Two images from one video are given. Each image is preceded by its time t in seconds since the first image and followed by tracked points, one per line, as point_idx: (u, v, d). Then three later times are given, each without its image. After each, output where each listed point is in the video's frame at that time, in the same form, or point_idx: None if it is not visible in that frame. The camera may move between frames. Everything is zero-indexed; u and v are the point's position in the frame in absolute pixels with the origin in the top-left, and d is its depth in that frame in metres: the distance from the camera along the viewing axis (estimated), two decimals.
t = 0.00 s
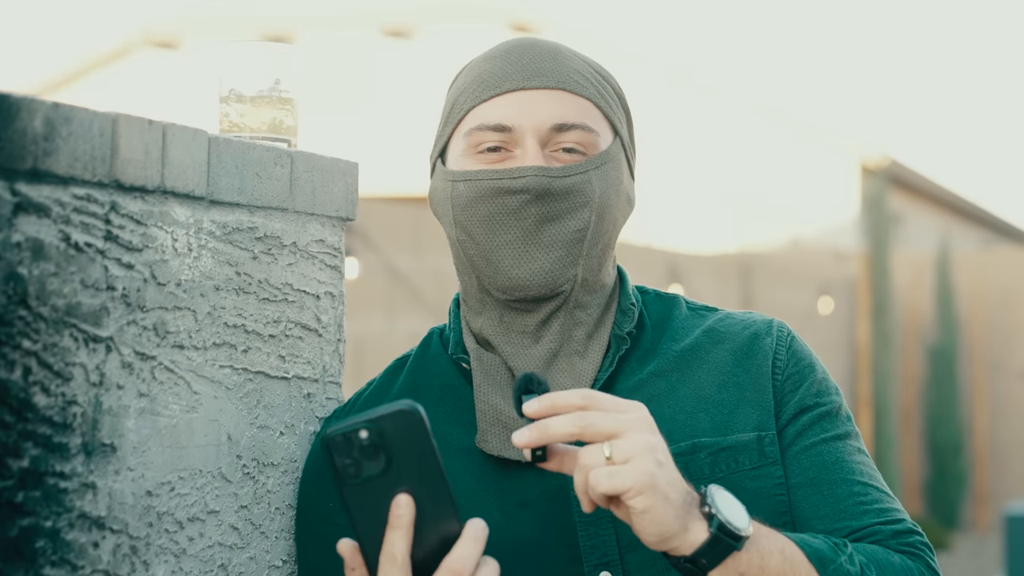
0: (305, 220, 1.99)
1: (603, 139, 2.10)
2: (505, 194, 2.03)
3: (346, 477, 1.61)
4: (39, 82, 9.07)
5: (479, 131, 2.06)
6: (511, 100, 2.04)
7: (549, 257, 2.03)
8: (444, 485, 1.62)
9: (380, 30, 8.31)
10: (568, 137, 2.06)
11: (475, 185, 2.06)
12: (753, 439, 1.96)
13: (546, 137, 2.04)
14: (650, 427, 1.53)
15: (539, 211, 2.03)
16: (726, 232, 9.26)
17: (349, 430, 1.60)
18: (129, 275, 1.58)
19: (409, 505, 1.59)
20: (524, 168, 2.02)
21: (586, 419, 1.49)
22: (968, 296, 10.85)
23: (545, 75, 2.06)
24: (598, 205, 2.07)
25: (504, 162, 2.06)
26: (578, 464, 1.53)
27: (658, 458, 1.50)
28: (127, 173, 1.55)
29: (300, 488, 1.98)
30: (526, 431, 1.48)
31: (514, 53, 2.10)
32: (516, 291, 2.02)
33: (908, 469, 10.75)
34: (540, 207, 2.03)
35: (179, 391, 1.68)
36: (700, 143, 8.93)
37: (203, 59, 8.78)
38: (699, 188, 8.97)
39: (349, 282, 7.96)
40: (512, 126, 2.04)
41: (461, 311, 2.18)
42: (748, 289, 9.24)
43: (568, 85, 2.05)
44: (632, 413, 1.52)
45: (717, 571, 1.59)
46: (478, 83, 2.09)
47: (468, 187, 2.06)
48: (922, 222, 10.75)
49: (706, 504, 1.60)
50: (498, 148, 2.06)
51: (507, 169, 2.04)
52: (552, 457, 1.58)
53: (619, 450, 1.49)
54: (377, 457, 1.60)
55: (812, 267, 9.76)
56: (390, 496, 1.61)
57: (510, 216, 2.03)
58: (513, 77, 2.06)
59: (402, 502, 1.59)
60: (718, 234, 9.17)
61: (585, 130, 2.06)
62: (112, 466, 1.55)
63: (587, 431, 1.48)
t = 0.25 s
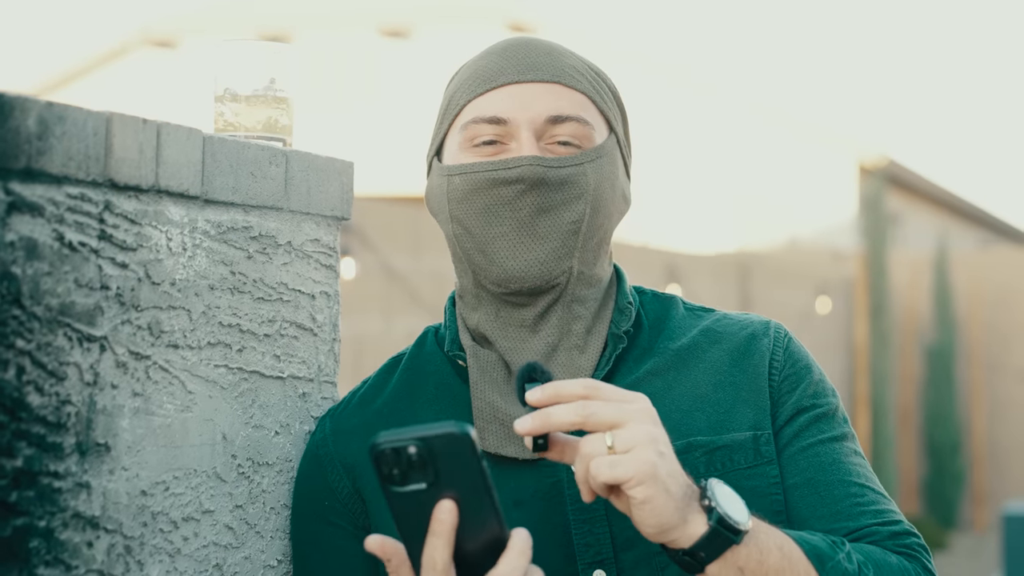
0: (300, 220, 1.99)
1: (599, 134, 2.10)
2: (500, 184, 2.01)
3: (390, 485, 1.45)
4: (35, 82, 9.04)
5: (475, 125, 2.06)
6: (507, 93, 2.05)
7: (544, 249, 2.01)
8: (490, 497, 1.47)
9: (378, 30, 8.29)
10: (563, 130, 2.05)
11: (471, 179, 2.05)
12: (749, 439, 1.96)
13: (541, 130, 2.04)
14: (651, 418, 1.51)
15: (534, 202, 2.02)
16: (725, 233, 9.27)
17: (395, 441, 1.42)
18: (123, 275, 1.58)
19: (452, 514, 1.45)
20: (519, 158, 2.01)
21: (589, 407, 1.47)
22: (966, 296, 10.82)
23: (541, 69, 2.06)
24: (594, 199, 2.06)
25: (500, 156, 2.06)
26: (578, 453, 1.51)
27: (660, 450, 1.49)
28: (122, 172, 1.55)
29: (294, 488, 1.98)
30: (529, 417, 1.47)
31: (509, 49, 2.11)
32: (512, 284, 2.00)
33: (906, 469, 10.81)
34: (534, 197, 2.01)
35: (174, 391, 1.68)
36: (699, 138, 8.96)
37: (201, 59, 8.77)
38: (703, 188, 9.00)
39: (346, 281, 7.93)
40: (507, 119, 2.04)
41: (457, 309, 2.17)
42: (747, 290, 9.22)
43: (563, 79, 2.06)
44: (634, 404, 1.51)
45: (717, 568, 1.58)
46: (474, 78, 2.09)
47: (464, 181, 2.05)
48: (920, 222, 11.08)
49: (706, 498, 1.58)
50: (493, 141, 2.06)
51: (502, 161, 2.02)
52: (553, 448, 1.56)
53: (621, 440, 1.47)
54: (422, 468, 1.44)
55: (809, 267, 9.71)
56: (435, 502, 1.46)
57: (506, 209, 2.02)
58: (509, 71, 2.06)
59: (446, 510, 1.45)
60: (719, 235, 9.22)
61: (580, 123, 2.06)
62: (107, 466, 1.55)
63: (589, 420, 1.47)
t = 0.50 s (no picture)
0: (296, 220, 1.99)
1: (601, 139, 2.10)
2: (503, 194, 2.01)
3: (423, 497, 1.46)
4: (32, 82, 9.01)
5: (477, 129, 2.06)
6: (511, 97, 2.05)
7: (548, 259, 2.01)
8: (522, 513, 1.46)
9: (376, 30, 8.31)
10: (565, 136, 2.05)
11: (473, 187, 2.04)
12: (749, 440, 1.97)
13: (544, 135, 2.04)
14: (667, 429, 1.51)
15: (537, 210, 2.02)
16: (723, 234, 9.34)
17: (433, 454, 1.42)
18: (119, 275, 1.57)
19: (483, 526, 1.45)
20: (522, 167, 2.01)
21: (606, 421, 1.46)
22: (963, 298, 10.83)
23: (544, 73, 2.06)
24: (594, 205, 2.06)
25: (502, 162, 2.05)
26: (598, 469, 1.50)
27: (679, 459, 1.48)
28: (117, 173, 1.55)
29: (291, 489, 1.98)
30: (546, 434, 1.45)
31: (512, 52, 2.11)
32: (514, 294, 2.00)
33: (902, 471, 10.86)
34: (536, 204, 2.01)
35: (169, 391, 1.68)
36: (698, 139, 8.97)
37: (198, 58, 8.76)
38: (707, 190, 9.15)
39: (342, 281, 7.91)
40: (510, 124, 2.04)
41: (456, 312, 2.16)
42: (743, 288, 9.42)
43: (566, 84, 2.06)
44: (648, 417, 1.51)
45: None
46: (476, 82, 2.09)
47: (466, 192, 2.05)
48: (916, 223, 10.85)
49: (726, 505, 1.58)
50: (495, 147, 2.06)
51: (505, 170, 2.02)
52: (570, 465, 1.57)
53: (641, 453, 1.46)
54: (456, 480, 1.44)
55: (805, 268, 9.73)
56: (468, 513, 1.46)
57: (507, 217, 2.02)
58: (511, 75, 2.06)
59: (477, 520, 1.45)
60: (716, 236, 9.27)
61: (583, 129, 2.06)
62: (102, 466, 1.55)
63: (607, 434, 1.46)
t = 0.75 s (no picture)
0: (293, 219, 1.98)
1: (608, 145, 2.09)
2: (513, 200, 2.00)
3: (444, 488, 1.46)
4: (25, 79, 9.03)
5: (485, 133, 2.04)
6: (521, 102, 2.03)
7: (557, 264, 2.01)
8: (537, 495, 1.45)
9: (367, 27, 8.30)
10: (574, 142, 2.05)
11: (482, 192, 2.03)
12: (755, 439, 1.96)
13: (553, 141, 2.03)
14: (701, 443, 1.49)
15: (545, 216, 2.01)
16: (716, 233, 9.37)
17: (447, 447, 1.42)
18: (115, 274, 1.57)
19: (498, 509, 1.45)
20: (531, 173, 2.00)
21: (641, 435, 1.45)
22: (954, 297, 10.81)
23: (554, 78, 2.04)
24: (599, 211, 2.06)
25: (510, 166, 2.05)
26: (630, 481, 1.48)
27: (714, 473, 1.47)
28: (114, 172, 1.54)
29: (288, 488, 1.98)
30: (581, 449, 1.44)
31: (521, 55, 2.09)
32: (519, 299, 1.99)
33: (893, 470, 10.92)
34: (546, 210, 2.01)
35: (166, 391, 1.67)
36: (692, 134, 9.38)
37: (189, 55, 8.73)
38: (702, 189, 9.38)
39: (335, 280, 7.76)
40: (520, 129, 2.02)
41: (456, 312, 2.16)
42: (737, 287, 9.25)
43: (576, 89, 2.04)
44: (681, 429, 1.49)
45: None
46: (484, 84, 2.07)
47: (473, 195, 2.03)
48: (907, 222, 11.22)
49: (756, 517, 1.58)
50: (504, 151, 2.05)
51: (513, 175, 2.01)
52: (599, 476, 1.55)
53: (676, 467, 1.45)
54: (472, 471, 1.44)
55: (799, 266, 9.64)
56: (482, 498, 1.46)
57: (516, 223, 2.01)
58: (521, 79, 2.04)
59: (492, 504, 1.45)
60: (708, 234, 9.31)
61: (592, 135, 2.05)
62: (99, 467, 1.54)
63: (642, 449, 1.45)
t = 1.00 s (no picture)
0: (286, 218, 1.97)
1: (581, 150, 2.02)
2: (478, 214, 1.96)
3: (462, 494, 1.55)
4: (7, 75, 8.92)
5: (454, 146, 2.00)
6: (485, 114, 1.98)
7: (523, 276, 1.96)
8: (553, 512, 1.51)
9: (352, 23, 8.39)
10: (542, 151, 1.99)
11: (453, 205, 1.99)
12: (749, 436, 1.96)
13: (518, 151, 1.98)
14: (693, 403, 1.52)
15: (510, 229, 1.96)
16: (699, 231, 9.37)
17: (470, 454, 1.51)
18: (110, 275, 1.56)
19: (512, 518, 1.51)
20: (493, 185, 1.95)
21: (634, 394, 1.48)
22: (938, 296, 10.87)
23: (520, 87, 1.99)
24: (575, 218, 2.00)
25: (479, 177, 1.99)
26: (624, 441, 1.51)
27: (706, 432, 1.51)
28: (109, 171, 1.53)
29: (281, 489, 1.96)
30: (574, 407, 1.46)
31: (491, 64, 2.03)
32: (493, 310, 1.97)
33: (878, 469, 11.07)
34: (509, 224, 1.96)
35: (159, 393, 1.66)
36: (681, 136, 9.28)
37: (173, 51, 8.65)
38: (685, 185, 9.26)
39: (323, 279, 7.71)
40: (485, 143, 1.98)
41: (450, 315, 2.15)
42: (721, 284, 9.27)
43: (542, 97, 1.99)
44: (672, 390, 1.52)
45: (758, 552, 1.59)
46: (454, 95, 2.03)
47: (445, 208, 1.99)
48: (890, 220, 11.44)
49: (748, 482, 1.59)
50: (472, 162, 1.99)
51: (478, 187, 1.96)
52: (592, 440, 1.56)
53: (668, 425, 1.48)
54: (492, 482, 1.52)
55: (783, 263, 9.73)
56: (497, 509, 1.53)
57: (483, 237, 1.96)
58: (487, 89, 2.00)
59: (507, 511, 1.51)
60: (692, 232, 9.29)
61: (559, 144, 1.99)
62: (92, 469, 1.53)
63: (635, 407, 1.48)
